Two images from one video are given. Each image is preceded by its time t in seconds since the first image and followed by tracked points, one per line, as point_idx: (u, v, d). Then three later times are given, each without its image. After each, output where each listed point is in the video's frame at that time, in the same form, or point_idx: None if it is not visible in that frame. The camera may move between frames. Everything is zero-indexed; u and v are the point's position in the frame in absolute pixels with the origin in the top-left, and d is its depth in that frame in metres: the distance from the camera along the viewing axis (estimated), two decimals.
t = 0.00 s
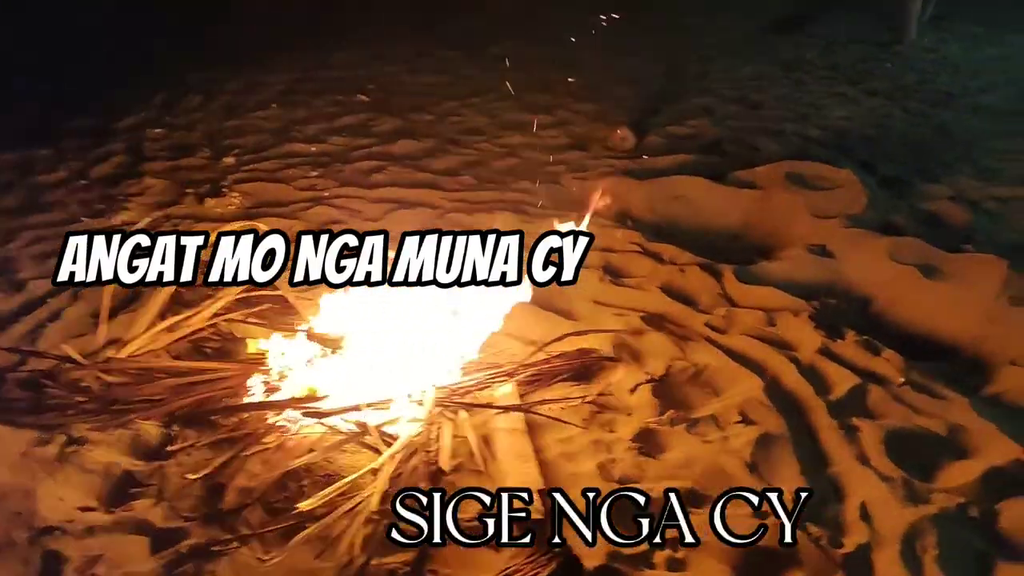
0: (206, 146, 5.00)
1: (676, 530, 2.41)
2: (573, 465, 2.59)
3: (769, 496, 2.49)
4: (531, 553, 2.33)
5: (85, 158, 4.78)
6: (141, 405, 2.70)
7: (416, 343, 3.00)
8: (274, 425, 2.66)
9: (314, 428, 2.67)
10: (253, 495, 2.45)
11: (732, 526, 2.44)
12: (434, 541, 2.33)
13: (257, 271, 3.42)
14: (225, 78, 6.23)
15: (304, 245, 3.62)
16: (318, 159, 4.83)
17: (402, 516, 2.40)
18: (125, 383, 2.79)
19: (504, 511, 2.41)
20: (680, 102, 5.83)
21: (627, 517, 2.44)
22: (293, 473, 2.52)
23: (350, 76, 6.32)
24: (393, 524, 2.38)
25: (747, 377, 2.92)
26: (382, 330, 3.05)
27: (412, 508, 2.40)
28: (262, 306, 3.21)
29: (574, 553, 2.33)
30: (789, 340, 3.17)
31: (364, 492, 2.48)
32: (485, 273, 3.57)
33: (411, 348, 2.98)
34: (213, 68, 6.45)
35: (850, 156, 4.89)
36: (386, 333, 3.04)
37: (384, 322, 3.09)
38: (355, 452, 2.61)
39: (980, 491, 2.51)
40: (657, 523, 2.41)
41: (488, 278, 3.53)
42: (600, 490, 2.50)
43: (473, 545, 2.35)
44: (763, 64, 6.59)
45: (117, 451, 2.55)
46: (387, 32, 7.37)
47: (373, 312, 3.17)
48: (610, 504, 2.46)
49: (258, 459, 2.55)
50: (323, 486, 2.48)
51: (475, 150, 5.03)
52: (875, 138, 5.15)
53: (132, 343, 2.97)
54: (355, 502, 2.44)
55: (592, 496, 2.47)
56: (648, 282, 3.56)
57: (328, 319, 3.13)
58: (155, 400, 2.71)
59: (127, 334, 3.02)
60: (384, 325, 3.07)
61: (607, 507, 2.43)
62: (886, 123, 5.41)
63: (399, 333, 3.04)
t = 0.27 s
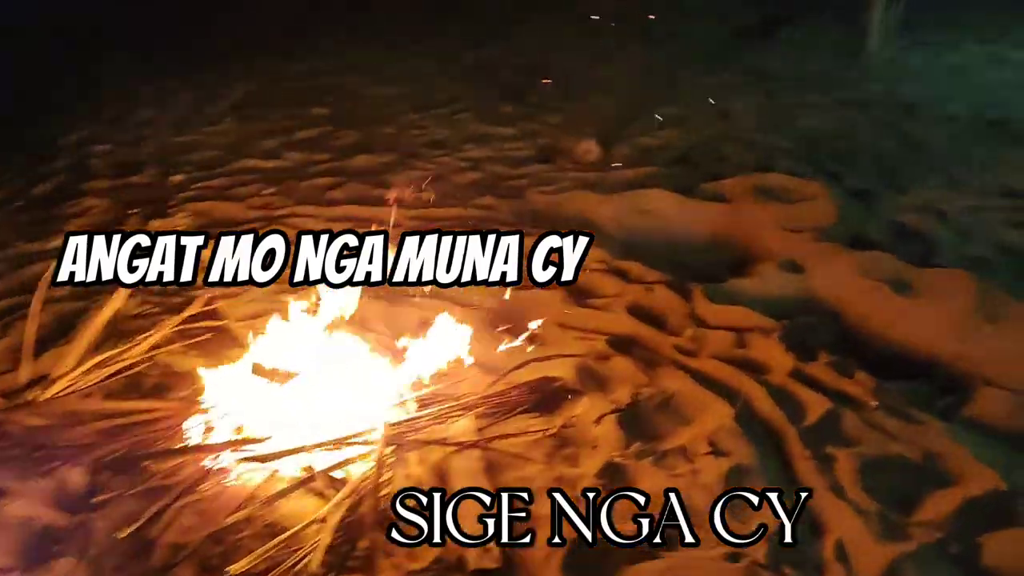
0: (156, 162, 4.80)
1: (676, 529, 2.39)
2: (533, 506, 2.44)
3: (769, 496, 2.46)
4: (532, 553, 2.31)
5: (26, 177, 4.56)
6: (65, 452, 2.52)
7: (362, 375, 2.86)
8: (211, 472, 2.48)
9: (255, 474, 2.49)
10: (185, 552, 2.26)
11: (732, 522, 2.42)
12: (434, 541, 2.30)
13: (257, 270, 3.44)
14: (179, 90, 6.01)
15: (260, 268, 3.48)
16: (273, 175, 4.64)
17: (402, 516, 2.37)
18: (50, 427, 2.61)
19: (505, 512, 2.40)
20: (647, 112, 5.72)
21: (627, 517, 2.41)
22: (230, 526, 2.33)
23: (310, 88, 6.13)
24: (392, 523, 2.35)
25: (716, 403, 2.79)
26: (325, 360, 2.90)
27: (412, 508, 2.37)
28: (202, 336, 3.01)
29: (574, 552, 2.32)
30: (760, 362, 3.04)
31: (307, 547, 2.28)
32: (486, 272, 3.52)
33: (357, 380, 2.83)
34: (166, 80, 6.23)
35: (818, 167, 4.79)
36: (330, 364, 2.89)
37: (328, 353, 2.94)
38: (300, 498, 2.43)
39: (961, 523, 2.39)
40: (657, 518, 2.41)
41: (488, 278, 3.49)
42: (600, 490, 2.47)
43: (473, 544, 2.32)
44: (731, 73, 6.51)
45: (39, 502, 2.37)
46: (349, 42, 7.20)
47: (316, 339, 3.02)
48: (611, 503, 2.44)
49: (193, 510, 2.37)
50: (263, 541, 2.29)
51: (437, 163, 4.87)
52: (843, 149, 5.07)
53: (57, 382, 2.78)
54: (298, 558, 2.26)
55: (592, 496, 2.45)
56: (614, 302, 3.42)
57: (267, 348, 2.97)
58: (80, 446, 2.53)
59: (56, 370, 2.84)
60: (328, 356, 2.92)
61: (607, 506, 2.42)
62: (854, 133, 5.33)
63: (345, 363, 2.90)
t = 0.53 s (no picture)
0: (118, 178, 4.63)
1: (676, 529, 2.32)
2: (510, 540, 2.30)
3: (769, 496, 2.41)
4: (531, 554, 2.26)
5: None
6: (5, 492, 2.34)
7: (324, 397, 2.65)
8: (160, 513, 2.29)
9: (206, 517, 2.30)
10: None
11: (732, 522, 2.35)
12: (434, 541, 2.29)
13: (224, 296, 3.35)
14: (145, 104, 5.84)
15: (227, 292, 3.40)
16: (240, 190, 4.48)
17: (402, 515, 2.35)
18: None
19: (504, 511, 2.35)
20: (625, 121, 5.61)
21: (628, 517, 2.37)
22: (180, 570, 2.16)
23: (281, 100, 5.98)
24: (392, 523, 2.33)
25: (701, 427, 2.68)
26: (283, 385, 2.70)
27: (412, 508, 2.35)
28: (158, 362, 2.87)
29: (576, 552, 2.27)
30: (745, 380, 2.92)
31: None
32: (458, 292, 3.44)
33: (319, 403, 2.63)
34: (133, 93, 6.06)
35: (799, 175, 4.69)
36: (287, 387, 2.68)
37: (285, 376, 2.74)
38: (256, 540, 2.27)
39: (959, 549, 2.26)
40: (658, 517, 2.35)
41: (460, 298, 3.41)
42: (600, 490, 2.43)
43: (472, 545, 2.29)
44: (710, 81, 6.42)
45: None
46: (322, 53, 7.05)
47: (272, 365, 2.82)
48: (612, 502, 2.40)
49: (140, 553, 2.20)
50: None
51: (411, 176, 4.73)
52: (824, 156, 4.97)
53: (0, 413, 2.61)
54: None
55: (592, 496, 2.41)
56: (593, 319, 3.30)
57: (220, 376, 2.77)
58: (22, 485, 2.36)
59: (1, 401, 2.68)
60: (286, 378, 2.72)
61: (607, 506, 2.38)
62: (834, 140, 5.24)
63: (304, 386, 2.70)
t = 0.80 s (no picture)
0: (111, 188, 4.53)
1: (677, 529, 2.26)
2: (516, 560, 2.19)
3: (769, 496, 2.35)
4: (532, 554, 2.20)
5: None
6: None
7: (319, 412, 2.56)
8: (149, 535, 2.18)
9: (196, 537, 2.19)
10: None
11: (733, 523, 2.30)
12: (434, 541, 2.23)
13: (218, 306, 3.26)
14: (140, 113, 5.76)
15: (221, 302, 3.30)
16: (235, 199, 4.39)
17: (402, 515, 2.28)
18: None
19: (504, 511, 2.30)
20: (627, 126, 5.52)
21: (629, 517, 2.31)
22: None
23: (277, 108, 5.89)
24: (391, 524, 2.26)
25: (713, 440, 2.58)
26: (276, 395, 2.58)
27: (411, 508, 2.29)
28: (148, 377, 2.76)
29: (577, 552, 2.20)
30: (756, 389, 2.82)
31: None
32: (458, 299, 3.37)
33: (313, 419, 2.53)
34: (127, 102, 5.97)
35: (805, 178, 4.59)
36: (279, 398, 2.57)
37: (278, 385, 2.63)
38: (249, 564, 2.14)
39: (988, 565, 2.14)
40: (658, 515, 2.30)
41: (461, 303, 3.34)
42: (600, 490, 2.39)
43: (472, 545, 2.24)
44: (712, 85, 6.33)
45: None
46: (320, 61, 6.97)
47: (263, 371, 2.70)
48: (611, 503, 2.35)
49: None
50: None
51: (410, 183, 4.64)
52: (829, 159, 4.88)
53: None
54: None
55: (592, 496, 2.36)
56: (597, 328, 3.20)
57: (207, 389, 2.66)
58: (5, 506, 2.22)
59: None
60: (279, 388, 2.61)
61: (607, 506, 2.32)
62: (839, 143, 5.14)
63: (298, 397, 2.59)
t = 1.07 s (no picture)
0: (143, 204, 4.54)
1: (676, 530, 2.30)
2: None
3: (769, 496, 2.35)
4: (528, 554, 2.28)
5: (6, 223, 4.29)
6: (17, 538, 2.17)
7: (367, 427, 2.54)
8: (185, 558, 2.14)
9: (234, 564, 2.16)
10: None
11: (735, 522, 2.30)
12: (433, 541, 2.32)
13: (248, 325, 3.23)
14: (170, 128, 5.77)
15: (252, 318, 3.28)
16: (266, 213, 4.37)
17: (402, 515, 2.35)
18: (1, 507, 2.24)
19: (504, 511, 2.36)
20: (658, 134, 5.45)
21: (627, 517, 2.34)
22: None
23: (304, 121, 5.89)
24: (392, 523, 2.32)
25: (759, 459, 2.51)
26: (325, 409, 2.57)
27: (411, 508, 2.35)
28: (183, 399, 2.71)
29: (575, 552, 2.27)
30: (802, 404, 2.74)
31: None
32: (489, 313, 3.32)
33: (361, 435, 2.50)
34: (156, 117, 5.99)
35: (842, 185, 4.50)
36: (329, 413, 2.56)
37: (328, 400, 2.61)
38: None
39: None
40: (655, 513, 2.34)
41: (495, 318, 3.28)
42: (600, 490, 2.42)
43: (473, 545, 2.31)
44: (743, 91, 6.25)
45: None
46: (346, 73, 6.97)
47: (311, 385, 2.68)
48: (612, 503, 2.38)
49: None
50: None
51: (440, 195, 4.60)
52: (867, 165, 4.78)
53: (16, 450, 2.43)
54: None
55: (592, 496, 2.40)
56: (635, 342, 3.12)
57: (256, 401, 2.65)
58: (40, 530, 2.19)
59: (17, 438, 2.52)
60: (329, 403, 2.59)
61: (608, 506, 2.36)
62: (876, 149, 5.04)
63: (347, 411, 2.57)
